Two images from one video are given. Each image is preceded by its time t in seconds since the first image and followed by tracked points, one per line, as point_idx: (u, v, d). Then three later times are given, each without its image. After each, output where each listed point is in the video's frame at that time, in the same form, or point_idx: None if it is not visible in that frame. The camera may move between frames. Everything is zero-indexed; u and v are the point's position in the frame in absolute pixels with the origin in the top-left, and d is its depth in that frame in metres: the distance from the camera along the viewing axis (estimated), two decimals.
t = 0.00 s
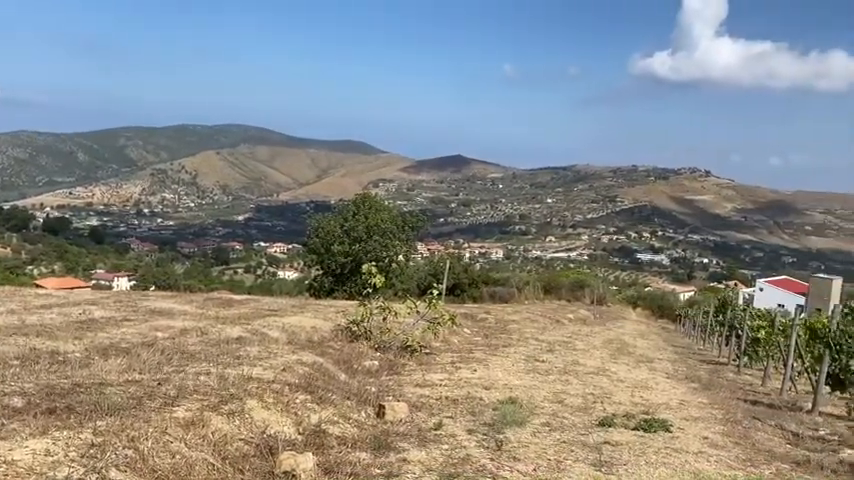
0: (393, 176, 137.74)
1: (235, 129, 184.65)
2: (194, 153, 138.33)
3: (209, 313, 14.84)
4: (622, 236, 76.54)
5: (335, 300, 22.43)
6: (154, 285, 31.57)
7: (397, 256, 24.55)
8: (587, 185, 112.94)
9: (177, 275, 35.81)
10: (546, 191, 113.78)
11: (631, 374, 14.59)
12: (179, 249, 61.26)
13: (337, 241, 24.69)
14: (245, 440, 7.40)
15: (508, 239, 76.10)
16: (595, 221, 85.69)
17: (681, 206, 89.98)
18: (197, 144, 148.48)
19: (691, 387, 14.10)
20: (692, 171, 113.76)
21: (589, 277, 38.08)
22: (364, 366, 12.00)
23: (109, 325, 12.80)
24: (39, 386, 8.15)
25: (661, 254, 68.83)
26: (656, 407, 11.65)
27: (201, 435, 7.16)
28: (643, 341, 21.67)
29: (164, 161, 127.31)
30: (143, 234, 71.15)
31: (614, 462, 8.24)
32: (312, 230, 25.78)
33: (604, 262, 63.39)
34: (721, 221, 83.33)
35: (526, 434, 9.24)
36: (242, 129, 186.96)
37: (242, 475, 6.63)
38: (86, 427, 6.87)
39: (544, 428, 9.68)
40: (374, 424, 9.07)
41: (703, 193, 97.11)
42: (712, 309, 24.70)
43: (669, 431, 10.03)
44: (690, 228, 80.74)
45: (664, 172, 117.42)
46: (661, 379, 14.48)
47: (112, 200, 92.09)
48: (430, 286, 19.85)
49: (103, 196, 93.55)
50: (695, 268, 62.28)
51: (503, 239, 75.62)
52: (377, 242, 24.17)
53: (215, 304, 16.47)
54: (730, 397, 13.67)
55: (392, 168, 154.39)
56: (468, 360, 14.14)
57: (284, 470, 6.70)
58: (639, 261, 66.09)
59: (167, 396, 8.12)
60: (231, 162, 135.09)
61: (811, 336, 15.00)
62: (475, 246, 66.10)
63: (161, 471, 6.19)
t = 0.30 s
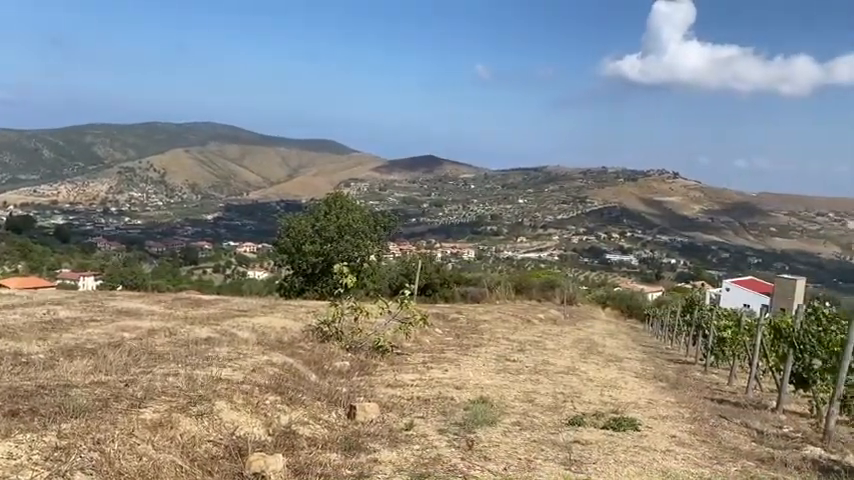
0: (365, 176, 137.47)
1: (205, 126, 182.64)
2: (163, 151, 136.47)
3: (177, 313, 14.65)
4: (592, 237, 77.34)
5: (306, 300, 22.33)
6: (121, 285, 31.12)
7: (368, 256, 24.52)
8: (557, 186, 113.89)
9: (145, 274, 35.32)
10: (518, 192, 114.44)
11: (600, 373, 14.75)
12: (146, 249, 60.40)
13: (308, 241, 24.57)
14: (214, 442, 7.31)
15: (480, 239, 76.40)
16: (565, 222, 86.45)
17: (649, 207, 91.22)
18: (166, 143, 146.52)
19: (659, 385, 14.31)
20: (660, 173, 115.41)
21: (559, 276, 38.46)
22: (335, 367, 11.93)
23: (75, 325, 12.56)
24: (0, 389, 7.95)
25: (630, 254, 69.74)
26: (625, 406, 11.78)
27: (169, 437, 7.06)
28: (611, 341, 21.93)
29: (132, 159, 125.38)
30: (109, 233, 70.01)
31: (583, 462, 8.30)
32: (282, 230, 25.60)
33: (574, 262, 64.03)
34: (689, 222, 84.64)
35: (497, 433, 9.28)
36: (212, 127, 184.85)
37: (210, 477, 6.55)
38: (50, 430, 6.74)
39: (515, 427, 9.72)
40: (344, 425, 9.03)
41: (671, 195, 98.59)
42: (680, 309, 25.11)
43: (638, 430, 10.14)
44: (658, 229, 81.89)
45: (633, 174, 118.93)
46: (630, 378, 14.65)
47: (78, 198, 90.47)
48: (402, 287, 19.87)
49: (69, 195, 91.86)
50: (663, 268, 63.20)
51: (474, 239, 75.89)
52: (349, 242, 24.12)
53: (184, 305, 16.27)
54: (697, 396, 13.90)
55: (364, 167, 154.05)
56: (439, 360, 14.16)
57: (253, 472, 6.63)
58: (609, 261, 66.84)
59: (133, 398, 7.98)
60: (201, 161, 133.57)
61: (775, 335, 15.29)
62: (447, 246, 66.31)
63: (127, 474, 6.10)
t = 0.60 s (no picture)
0: (337, 176, 136.90)
1: (174, 124, 180.29)
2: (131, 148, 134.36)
3: (145, 314, 14.44)
4: (563, 237, 78.00)
5: (277, 300, 22.16)
6: (88, 285, 30.60)
7: (340, 256, 24.41)
8: (529, 187, 114.64)
9: (112, 274, 34.73)
10: (490, 192, 114.87)
11: (570, 372, 14.89)
12: (114, 248, 59.45)
13: (279, 241, 24.40)
14: (183, 443, 7.23)
15: (452, 240, 76.54)
16: (537, 223, 87.03)
17: (619, 208, 92.27)
18: (135, 140, 144.34)
19: (628, 385, 14.49)
20: (630, 174, 116.81)
21: (530, 277, 38.74)
22: (307, 368, 11.87)
23: (39, 326, 12.32)
24: None
25: (600, 255, 70.52)
26: (595, 405, 11.91)
27: (137, 439, 6.96)
28: (582, 340, 22.15)
29: (99, 157, 123.25)
30: (76, 231, 68.74)
31: (554, 460, 8.36)
32: (252, 230, 25.36)
33: (545, 262, 64.51)
34: (658, 223, 85.78)
35: (468, 433, 9.32)
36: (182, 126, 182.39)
37: None
38: (14, 432, 6.60)
39: (486, 427, 9.76)
40: (316, 426, 8.98)
41: (640, 196, 99.85)
42: (649, 309, 25.44)
43: (607, 429, 10.25)
44: (628, 229, 82.87)
45: (603, 175, 120.25)
46: (599, 377, 14.82)
47: (43, 196, 88.65)
48: (374, 287, 19.86)
49: (34, 193, 89.97)
50: (633, 269, 63.97)
51: (446, 240, 76.00)
52: (320, 242, 24.03)
53: (152, 305, 16.05)
54: (665, 395, 14.10)
55: (336, 167, 153.41)
56: (411, 360, 14.17)
57: (223, 473, 6.57)
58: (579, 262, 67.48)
59: (100, 399, 7.85)
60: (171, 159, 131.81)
61: (741, 335, 15.58)
62: (419, 246, 66.34)
63: (94, 477, 6.00)
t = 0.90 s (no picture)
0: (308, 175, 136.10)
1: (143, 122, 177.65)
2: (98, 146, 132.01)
3: (112, 314, 14.20)
4: (534, 238, 78.54)
5: (247, 300, 21.98)
6: (53, 284, 30.01)
7: (310, 256, 24.30)
8: (500, 187, 115.28)
9: (78, 274, 34.09)
10: (462, 192, 115.20)
11: (541, 372, 14.99)
12: (80, 247, 58.40)
13: (249, 240, 24.22)
14: (150, 445, 7.12)
15: (424, 240, 76.56)
16: (508, 223, 87.52)
17: (589, 209, 93.24)
18: (102, 137, 141.79)
19: (597, 384, 14.65)
20: (600, 175, 118.08)
21: (502, 277, 38.97)
22: (277, 368, 11.77)
23: (1, 327, 12.04)
24: None
25: (571, 255, 71.27)
26: (565, 404, 12.02)
27: (103, 441, 6.85)
28: (552, 340, 22.35)
29: (65, 154, 120.86)
30: (40, 230, 67.30)
31: (525, 460, 8.41)
32: (222, 229, 25.08)
33: (516, 262, 64.95)
34: (627, 224, 86.85)
35: (439, 433, 9.33)
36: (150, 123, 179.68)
37: None
38: None
39: (456, 427, 9.79)
40: (286, 427, 8.91)
41: (610, 197, 101.01)
42: (618, 308, 25.78)
43: (577, 428, 10.35)
44: (598, 230, 83.75)
45: (574, 176, 121.41)
46: (569, 376, 14.95)
47: (7, 195, 86.67)
48: (346, 287, 19.81)
49: None
50: (602, 270, 64.70)
51: (418, 240, 76.01)
52: (291, 241, 23.88)
53: (119, 305, 15.80)
54: (633, 394, 14.27)
55: (308, 166, 152.58)
56: (383, 361, 14.15)
57: (190, 475, 6.48)
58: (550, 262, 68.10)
59: (65, 401, 7.69)
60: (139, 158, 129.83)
61: (708, 335, 15.82)
62: (390, 246, 66.29)
63: None
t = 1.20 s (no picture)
0: (279, 174, 135.07)
1: (109, 118, 174.56)
2: (63, 143, 129.28)
3: (77, 314, 13.94)
4: (505, 238, 78.95)
5: (217, 300, 21.79)
6: (17, 284, 29.33)
7: (281, 255, 24.23)
8: (472, 187, 115.75)
9: (42, 274, 33.36)
10: (434, 193, 115.32)
11: (511, 371, 15.06)
12: (44, 246, 57.15)
13: (218, 240, 24.02)
14: (116, 447, 7.01)
15: (396, 240, 76.44)
16: (480, 223, 87.85)
17: (560, 210, 94.07)
18: (67, 134, 138.95)
19: (567, 382, 14.78)
20: (571, 176, 119.19)
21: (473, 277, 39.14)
22: (246, 369, 11.65)
23: None
24: None
25: (542, 255, 71.87)
26: (535, 403, 12.11)
27: (68, 444, 6.71)
28: (522, 339, 22.54)
29: (29, 151, 118.09)
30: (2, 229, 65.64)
31: (496, 459, 8.46)
32: (191, 228, 24.79)
33: (488, 262, 65.30)
34: (597, 224, 87.79)
35: (410, 433, 9.33)
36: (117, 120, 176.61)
37: None
38: None
39: (428, 426, 9.80)
40: (255, 428, 8.84)
41: (580, 198, 101.97)
42: (588, 308, 26.13)
43: (546, 427, 10.43)
44: (569, 231, 84.49)
45: (545, 177, 122.40)
46: (540, 375, 15.06)
47: None
48: (317, 286, 19.73)
49: None
50: (572, 270, 65.33)
51: (390, 240, 75.87)
52: (261, 240, 23.71)
53: (85, 305, 15.52)
54: (603, 393, 14.44)
55: (279, 165, 151.50)
56: (354, 360, 14.12)
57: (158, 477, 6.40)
58: (521, 261, 68.64)
59: (29, 403, 7.53)
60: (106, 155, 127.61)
61: (675, 334, 16.07)
62: (362, 246, 66.10)
63: None
